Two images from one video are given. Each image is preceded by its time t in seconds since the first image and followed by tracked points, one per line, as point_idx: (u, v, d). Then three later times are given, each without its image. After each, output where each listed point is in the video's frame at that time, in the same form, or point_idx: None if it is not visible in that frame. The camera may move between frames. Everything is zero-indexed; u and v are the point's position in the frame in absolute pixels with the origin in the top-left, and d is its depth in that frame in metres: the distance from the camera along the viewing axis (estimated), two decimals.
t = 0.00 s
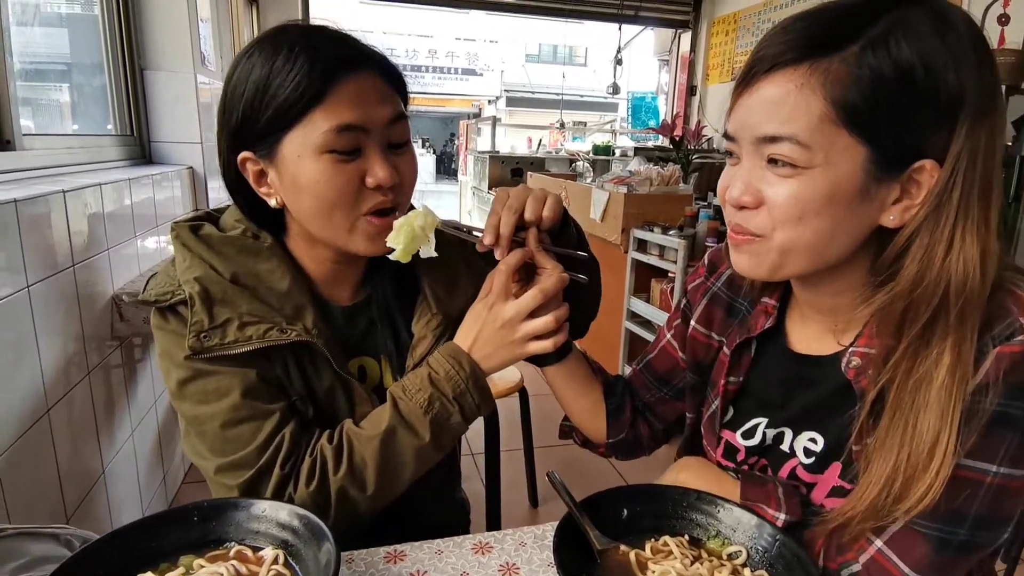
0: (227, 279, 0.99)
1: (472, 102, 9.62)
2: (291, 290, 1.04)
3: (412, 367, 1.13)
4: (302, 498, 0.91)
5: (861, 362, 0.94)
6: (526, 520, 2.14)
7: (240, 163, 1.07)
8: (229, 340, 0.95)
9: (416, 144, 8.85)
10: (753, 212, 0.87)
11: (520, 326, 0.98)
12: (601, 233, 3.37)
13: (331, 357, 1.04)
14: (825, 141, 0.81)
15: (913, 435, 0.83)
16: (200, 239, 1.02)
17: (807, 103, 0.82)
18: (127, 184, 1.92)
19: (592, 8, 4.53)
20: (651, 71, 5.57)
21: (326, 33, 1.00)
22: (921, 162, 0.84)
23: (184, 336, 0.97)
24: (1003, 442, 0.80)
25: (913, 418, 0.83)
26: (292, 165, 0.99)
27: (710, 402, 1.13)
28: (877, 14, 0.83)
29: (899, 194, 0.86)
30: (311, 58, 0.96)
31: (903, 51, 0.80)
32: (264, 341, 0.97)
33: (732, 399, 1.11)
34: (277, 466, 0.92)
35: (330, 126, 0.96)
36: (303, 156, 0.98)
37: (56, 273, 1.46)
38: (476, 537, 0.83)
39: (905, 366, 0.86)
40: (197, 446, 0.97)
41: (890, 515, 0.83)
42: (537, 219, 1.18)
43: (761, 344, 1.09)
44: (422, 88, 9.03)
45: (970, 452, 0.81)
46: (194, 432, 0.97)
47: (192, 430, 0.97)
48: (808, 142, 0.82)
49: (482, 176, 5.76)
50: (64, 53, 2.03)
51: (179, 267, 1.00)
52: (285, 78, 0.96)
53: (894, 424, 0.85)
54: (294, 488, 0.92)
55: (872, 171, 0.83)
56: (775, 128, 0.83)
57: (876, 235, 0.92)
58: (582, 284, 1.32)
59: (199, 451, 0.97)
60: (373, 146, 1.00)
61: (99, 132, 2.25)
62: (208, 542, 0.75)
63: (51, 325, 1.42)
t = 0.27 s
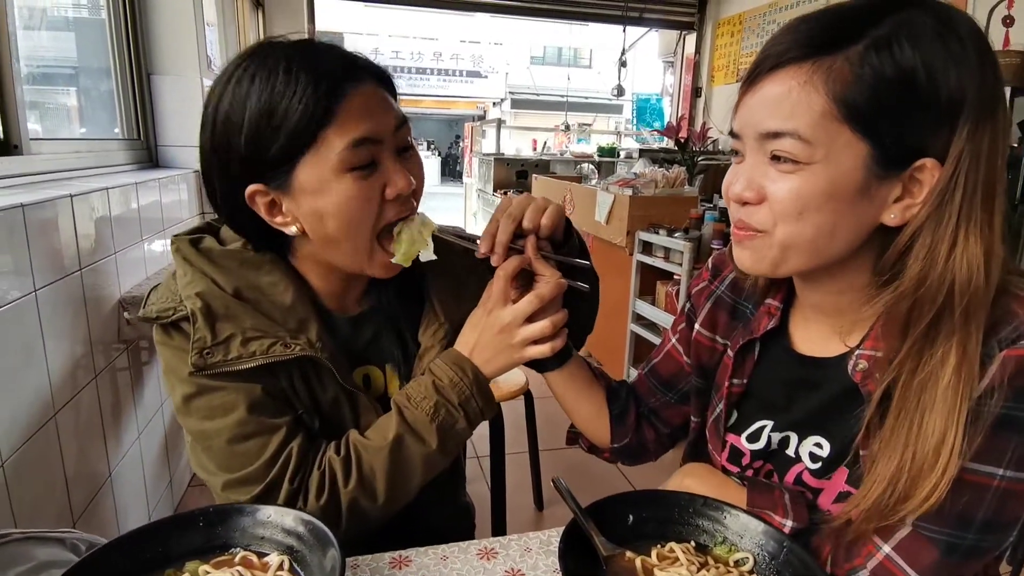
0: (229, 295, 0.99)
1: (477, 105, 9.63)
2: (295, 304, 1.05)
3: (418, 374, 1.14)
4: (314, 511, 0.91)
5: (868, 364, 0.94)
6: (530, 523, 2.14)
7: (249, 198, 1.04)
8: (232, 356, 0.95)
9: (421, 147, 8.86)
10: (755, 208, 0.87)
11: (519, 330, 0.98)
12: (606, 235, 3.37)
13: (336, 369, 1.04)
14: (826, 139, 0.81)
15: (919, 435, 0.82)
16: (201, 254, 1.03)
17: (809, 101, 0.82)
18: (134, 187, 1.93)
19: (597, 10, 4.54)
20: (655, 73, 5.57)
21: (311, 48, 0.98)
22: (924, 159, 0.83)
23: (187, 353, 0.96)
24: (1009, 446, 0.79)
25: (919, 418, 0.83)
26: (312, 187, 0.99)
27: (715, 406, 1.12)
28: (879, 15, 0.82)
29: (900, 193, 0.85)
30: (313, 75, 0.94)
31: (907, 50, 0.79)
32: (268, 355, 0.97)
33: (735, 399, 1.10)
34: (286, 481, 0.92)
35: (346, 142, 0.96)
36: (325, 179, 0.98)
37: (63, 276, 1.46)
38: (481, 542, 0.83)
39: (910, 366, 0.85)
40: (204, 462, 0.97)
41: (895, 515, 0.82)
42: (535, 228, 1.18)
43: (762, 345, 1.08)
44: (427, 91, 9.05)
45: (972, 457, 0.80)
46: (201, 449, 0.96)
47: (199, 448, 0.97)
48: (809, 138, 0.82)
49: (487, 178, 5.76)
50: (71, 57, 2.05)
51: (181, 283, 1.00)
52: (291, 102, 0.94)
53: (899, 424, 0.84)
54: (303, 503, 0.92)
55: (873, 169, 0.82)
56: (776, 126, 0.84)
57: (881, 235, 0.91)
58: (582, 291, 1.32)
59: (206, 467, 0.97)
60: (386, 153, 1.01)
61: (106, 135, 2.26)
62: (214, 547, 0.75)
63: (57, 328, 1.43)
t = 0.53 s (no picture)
0: (225, 308, 0.98)
1: (483, 106, 9.64)
2: (293, 315, 1.03)
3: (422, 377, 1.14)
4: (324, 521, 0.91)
5: (879, 367, 0.92)
6: (537, 525, 2.13)
7: (266, 220, 1.01)
8: (231, 371, 0.95)
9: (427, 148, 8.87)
10: (760, 203, 0.88)
11: (514, 330, 0.98)
12: (612, 236, 3.36)
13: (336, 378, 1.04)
14: (829, 134, 0.81)
15: (928, 435, 0.81)
16: (195, 266, 1.02)
17: (812, 96, 0.81)
18: (141, 190, 1.94)
19: (602, 11, 4.54)
20: (661, 73, 5.55)
21: (338, 71, 0.94)
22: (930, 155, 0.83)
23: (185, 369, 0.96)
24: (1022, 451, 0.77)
25: (928, 418, 0.82)
26: (343, 215, 0.99)
27: (725, 407, 1.12)
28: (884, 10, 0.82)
29: (909, 189, 0.84)
30: (352, 107, 0.92)
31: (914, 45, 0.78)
32: (267, 368, 0.96)
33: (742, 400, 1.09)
34: (292, 493, 0.92)
35: (379, 172, 0.97)
36: (357, 207, 0.99)
37: (71, 279, 1.47)
38: (486, 545, 0.82)
39: (919, 364, 0.84)
40: (209, 476, 0.97)
41: (903, 515, 0.82)
42: (525, 226, 1.19)
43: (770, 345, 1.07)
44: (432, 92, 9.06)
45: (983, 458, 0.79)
46: (205, 465, 0.97)
47: (203, 465, 0.97)
48: (813, 133, 0.81)
49: (493, 179, 5.76)
50: (80, 61, 2.06)
51: (176, 297, 1.00)
52: (330, 135, 0.92)
53: (908, 423, 0.84)
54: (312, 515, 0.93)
55: (878, 164, 0.82)
56: (781, 122, 0.84)
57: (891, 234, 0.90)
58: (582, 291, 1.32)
59: (211, 481, 0.97)
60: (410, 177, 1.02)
61: (114, 138, 2.27)
62: (218, 550, 0.75)
63: (65, 331, 1.43)
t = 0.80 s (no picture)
0: (209, 309, 0.98)
1: (484, 106, 9.63)
2: (278, 314, 1.03)
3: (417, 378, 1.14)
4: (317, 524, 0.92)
5: (889, 365, 0.91)
6: (539, 525, 2.12)
7: (260, 224, 1.01)
8: (215, 373, 0.94)
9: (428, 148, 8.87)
10: (768, 196, 0.88)
11: (513, 332, 0.97)
12: (614, 234, 3.34)
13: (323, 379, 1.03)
14: (840, 127, 0.80)
15: (941, 434, 0.81)
16: (177, 267, 1.01)
17: (820, 87, 0.81)
18: (143, 191, 1.93)
19: (603, 9, 4.53)
20: (662, 71, 5.54)
21: (352, 81, 0.94)
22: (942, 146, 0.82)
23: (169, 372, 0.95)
24: None
25: (942, 417, 0.81)
26: (346, 225, 1.00)
27: (730, 406, 1.11)
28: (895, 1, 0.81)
29: (921, 181, 0.83)
30: (366, 121, 0.93)
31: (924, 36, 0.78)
32: (251, 369, 0.96)
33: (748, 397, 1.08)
34: (281, 496, 0.92)
35: (385, 184, 0.98)
36: (360, 217, 0.99)
37: (73, 280, 1.47)
38: (487, 546, 0.82)
39: (933, 361, 0.83)
40: (197, 479, 0.97)
41: (914, 515, 0.81)
42: (527, 226, 1.18)
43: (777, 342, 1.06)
44: (433, 92, 9.06)
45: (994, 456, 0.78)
46: (193, 468, 0.96)
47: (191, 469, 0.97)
48: (821, 125, 0.81)
49: (494, 179, 5.75)
50: (83, 63, 2.06)
51: (158, 299, 0.99)
52: (341, 147, 0.92)
53: (922, 422, 0.83)
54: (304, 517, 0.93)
55: (887, 156, 0.81)
56: (788, 114, 0.83)
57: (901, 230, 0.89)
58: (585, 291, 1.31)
59: (200, 485, 0.97)
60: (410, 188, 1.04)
61: (115, 139, 2.27)
62: (218, 551, 0.74)
63: (67, 332, 1.43)
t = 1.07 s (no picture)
0: (213, 304, 0.98)
1: (485, 106, 9.64)
2: (280, 310, 1.03)
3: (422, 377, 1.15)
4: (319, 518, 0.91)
5: (888, 366, 0.92)
6: (541, 524, 2.13)
7: (259, 213, 1.01)
8: (218, 367, 0.95)
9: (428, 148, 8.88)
10: (769, 198, 0.88)
11: (521, 335, 0.98)
12: (615, 234, 3.35)
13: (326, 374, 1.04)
14: (841, 130, 0.81)
15: (940, 438, 0.81)
16: (183, 264, 1.01)
17: (822, 91, 0.82)
18: (145, 192, 1.94)
19: (604, 9, 4.53)
20: (663, 71, 5.54)
21: (351, 76, 0.95)
22: (943, 149, 0.83)
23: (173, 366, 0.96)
24: None
25: (941, 422, 0.81)
26: (341, 217, 1.00)
27: (731, 405, 1.12)
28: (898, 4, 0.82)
29: (923, 185, 0.84)
30: (362, 114, 0.93)
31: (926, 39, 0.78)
32: (254, 364, 0.97)
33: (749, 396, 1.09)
34: (284, 487, 0.92)
35: (381, 179, 0.99)
36: (356, 210, 0.99)
37: (76, 281, 1.48)
38: (490, 544, 0.82)
39: (935, 364, 0.84)
40: (200, 472, 0.97)
41: (913, 518, 0.81)
42: (538, 228, 1.18)
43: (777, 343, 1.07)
44: (434, 93, 9.06)
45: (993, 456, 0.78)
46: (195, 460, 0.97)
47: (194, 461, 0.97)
48: (822, 128, 0.82)
49: (495, 179, 5.76)
50: (84, 65, 2.07)
51: (164, 295, 1.00)
52: (336, 139, 0.92)
53: (923, 427, 0.83)
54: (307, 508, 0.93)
55: (889, 161, 0.82)
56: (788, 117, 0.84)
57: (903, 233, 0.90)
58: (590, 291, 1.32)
59: (203, 478, 0.97)
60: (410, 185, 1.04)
61: (117, 141, 2.28)
62: (224, 548, 0.75)
63: (71, 333, 1.44)
